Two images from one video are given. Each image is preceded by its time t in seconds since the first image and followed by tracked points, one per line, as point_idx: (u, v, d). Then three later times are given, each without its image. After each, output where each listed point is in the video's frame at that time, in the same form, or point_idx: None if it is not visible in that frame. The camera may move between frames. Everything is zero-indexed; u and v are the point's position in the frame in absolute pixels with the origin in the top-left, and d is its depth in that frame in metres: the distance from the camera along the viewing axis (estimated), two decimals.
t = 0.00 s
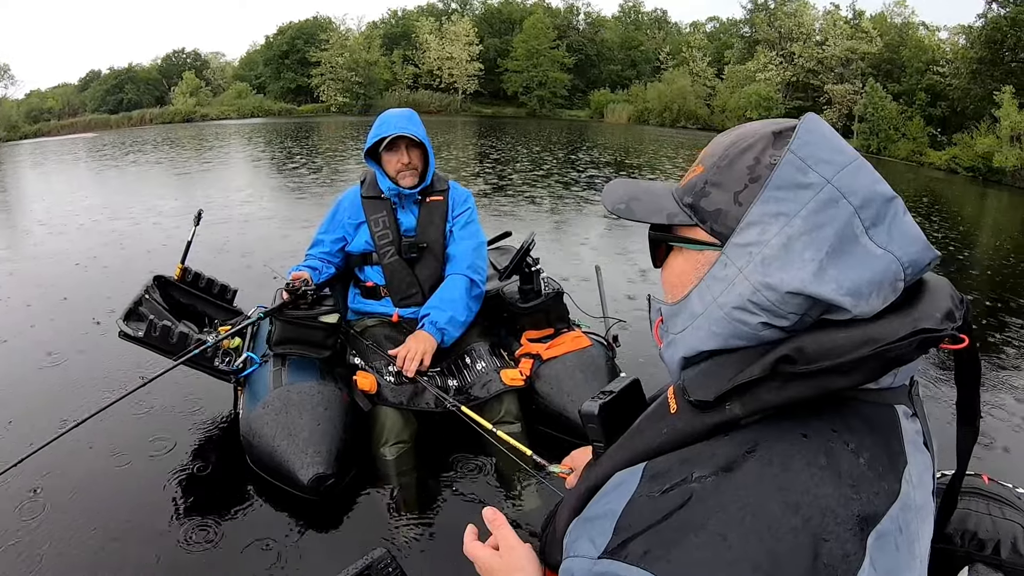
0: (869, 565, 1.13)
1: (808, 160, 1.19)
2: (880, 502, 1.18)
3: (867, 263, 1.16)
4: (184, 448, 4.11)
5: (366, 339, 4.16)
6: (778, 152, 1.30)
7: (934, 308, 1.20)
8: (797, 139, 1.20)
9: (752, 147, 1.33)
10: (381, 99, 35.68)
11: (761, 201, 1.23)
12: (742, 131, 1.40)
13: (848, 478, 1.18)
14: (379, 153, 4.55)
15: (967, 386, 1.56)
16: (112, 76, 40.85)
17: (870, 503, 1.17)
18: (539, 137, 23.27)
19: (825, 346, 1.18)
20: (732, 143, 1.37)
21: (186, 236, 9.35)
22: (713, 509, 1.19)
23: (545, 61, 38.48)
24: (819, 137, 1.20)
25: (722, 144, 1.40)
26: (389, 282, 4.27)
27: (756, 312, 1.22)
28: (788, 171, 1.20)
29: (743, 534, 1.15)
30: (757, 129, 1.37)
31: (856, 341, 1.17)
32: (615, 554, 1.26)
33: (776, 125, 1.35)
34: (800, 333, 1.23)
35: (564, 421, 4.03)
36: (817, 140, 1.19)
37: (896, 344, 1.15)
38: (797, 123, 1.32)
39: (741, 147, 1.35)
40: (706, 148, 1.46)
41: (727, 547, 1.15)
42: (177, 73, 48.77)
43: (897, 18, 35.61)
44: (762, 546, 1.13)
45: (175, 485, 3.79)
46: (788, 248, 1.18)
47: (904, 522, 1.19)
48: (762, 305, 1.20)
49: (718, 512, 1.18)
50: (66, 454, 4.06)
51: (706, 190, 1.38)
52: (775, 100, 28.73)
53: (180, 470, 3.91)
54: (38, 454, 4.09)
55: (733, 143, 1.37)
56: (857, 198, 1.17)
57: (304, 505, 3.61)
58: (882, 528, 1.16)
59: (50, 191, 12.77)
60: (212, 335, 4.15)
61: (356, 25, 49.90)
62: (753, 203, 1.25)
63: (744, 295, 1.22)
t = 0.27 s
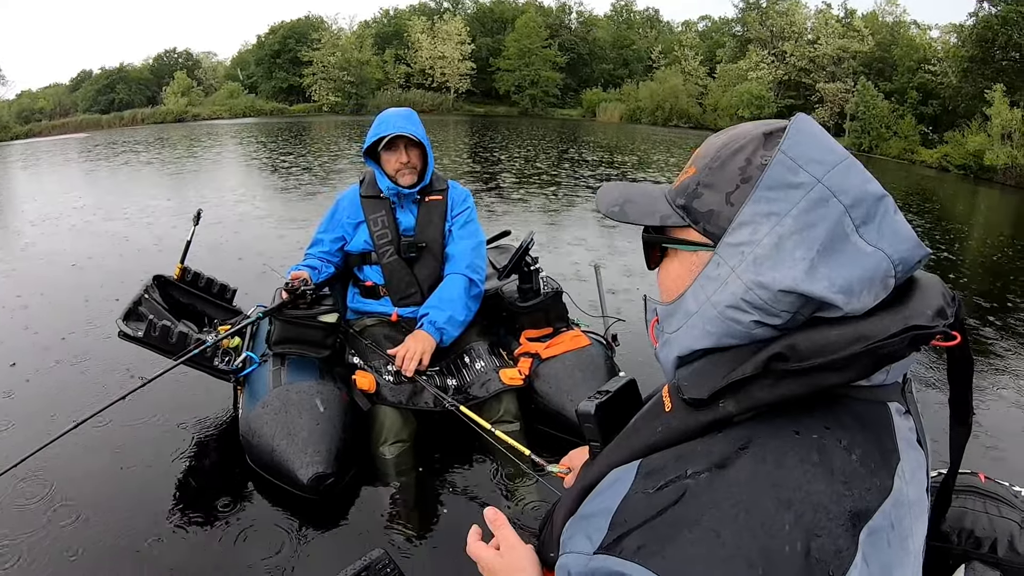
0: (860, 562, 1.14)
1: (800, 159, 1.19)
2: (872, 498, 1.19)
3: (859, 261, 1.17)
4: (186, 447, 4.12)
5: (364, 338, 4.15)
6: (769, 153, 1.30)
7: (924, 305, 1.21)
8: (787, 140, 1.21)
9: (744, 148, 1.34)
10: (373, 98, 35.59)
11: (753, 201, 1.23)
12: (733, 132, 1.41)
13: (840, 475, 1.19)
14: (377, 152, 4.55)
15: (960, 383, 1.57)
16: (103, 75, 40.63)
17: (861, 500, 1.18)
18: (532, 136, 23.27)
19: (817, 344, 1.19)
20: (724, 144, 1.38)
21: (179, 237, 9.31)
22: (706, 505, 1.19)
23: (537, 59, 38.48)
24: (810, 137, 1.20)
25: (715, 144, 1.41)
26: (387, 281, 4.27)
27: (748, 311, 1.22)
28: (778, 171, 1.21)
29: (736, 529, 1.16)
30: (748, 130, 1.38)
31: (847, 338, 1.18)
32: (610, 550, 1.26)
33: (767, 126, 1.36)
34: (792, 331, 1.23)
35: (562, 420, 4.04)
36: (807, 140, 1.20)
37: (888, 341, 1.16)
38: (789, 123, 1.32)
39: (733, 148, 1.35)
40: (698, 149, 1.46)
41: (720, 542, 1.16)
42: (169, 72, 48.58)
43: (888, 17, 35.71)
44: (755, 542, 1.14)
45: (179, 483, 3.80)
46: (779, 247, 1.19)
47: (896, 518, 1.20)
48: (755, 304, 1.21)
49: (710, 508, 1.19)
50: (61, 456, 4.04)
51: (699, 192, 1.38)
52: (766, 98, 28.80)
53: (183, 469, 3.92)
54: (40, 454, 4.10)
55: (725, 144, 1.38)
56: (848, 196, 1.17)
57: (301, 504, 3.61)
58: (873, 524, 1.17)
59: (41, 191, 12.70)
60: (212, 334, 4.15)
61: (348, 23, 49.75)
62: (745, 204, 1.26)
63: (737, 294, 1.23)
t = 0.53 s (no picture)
0: (861, 556, 1.14)
1: (796, 155, 1.19)
2: (873, 494, 1.19)
3: (858, 255, 1.17)
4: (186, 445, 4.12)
5: (365, 336, 4.15)
6: (765, 149, 1.30)
7: (923, 300, 1.22)
8: (782, 136, 1.21)
9: (739, 145, 1.34)
10: (366, 96, 35.49)
11: (749, 197, 1.23)
12: (727, 129, 1.41)
13: (841, 471, 1.18)
14: (378, 150, 4.55)
15: (960, 380, 1.57)
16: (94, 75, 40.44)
17: (863, 496, 1.18)
18: (526, 135, 23.25)
19: (816, 339, 1.19)
20: (719, 142, 1.37)
21: (174, 236, 9.30)
22: (707, 501, 1.19)
23: (530, 57, 38.47)
24: (805, 133, 1.21)
25: (710, 143, 1.40)
26: (388, 279, 4.26)
27: (747, 308, 1.22)
28: (775, 167, 1.21)
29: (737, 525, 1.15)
30: (742, 127, 1.38)
31: (846, 334, 1.18)
32: (611, 546, 1.25)
33: (762, 123, 1.36)
34: (792, 327, 1.23)
35: (563, 418, 4.04)
36: (802, 136, 1.21)
37: (887, 337, 1.16)
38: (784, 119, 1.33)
39: (728, 145, 1.35)
40: (694, 148, 1.46)
41: (722, 538, 1.15)
42: (161, 71, 48.38)
43: (881, 15, 35.69)
44: (756, 538, 1.14)
45: (179, 480, 3.80)
46: (777, 243, 1.18)
47: (897, 514, 1.20)
48: (753, 300, 1.21)
49: (712, 504, 1.18)
50: (60, 456, 4.03)
51: (695, 190, 1.38)
52: (760, 97, 28.77)
53: (184, 466, 3.93)
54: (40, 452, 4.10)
55: (720, 142, 1.38)
56: (844, 191, 1.17)
57: (301, 502, 3.61)
58: (874, 520, 1.17)
59: (34, 190, 12.64)
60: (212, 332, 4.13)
61: (341, 22, 49.64)
62: (742, 201, 1.25)
63: (735, 290, 1.23)
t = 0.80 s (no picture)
0: (850, 555, 1.14)
1: (777, 154, 1.20)
2: (863, 492, 1.19)
3: (842, 251, 1.18)
4: (184, 442, 4.13)
5: (364, 335, 4.13)
6: (746, 151, 1.31)
7: (911, 299, 1.22)
8: (762, 136, 1.22)
9: (720, 149, 1.35)
10: (360, 95, 35.46)
11: (733, 198, 1.24)
12: (709, 133, 1.42)
13: (829, 470, 1.19)
14: (378, 150, 4.55)
15: (952, 381, 1.58)
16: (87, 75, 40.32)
17: (851, 495, 1.19)
18: (520, 135, 23.25)
19: (805, 338, 1.20)
20: (701, 147, 1.39)
21: (168, 236, 9.28)
22: (696, 500, 1.20)
23: (524, 57, 38.49)
24: (785, 132, 1.22)
25: (693, 148, 1.42)
26: (387, 279, 4.27)
27: (735, 308, 1.22)
28: (756, 167, 1.21)
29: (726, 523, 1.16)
30: (724, 130, 1.39)
31: (834, 333, 1.18)
32: (601, 543, 1.26)
33: (742, 126, 1.37)
34: (780, 326, 1.23)
35: (561, 418, 4.04)
36: (783, 135, 1.22)
37: (874, 334, 1.17)
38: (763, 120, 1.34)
39: (709, 150, 1.37)
40: (676, 155, 1.48)
41: (711, 537, 1.16)
42: (154, 71, 48.24)
43: (873, 15, 35.83)
44: (745, 537, 1.14)
45: (177, 478, 3.81)
46: (762, 242, 1.19)
47: (887, 513, 1.20)
48: (741, 301, 1.21)
49: (701, 503, 1.19)
50: (55, 454, 4.02)
51: (680, 196, 1.39)
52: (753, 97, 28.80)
53: (181, 463, 3.93)
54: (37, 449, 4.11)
55: (701, 147, 1.39)
56: (826, 188, 1.18)
57: (296, 500, 3.61)
58: (863, 519, 1.18)
59: (27, 190, 12.61)
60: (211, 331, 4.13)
61: (335, 22, 49.61)
62: (725, 202, 1.26)
63: (722, 291, 1.23)
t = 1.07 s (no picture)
0: (862, 558, 1.14)
1: (784, 154, 1.20)
2: (873, 495, 1.19)
3: (851, 251, 1.18)
4: (185, 442, 4.13)
5: (365, 335, 4.14)
6: (752, 152, 1.31)
7: (922, 300, 1.22)
8: (769, 135, 1.22)
9: (726, 149, 1.34)
10: (353, 96, 35.42)
11: (741, 199, 1.23)
12: (712, 134, 1.41)
13: (840, 472, 1.19)
14: (379, 150, 4.55)
15: (958, 379, 1.58)
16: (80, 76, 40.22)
17: (863, 498, 1.18)
18: (514, 135, 23.26)
19: (817, 339, 1.20)
20: (705, 147, 1.38)
21: (163, 237, 9.26)
22: (706, 501, 1.20)
23: (517, 57, 38.52)
24: (791, 131, 1.22)
25: (697, 149, 1.41)
26: (388, 279, 4.26)
27: (746, 310, 1.22)
28: (763, 167, 1.21)
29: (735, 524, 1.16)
30: (728, 130, 1.38)
31: (846, 334, 1.18)
32: (608, 545, 1.26)
33: (746, 126, 1.37)
34: (790, 328, 1.23)
35: (562, 418, 4.04)
36: (789, 134, 1.21)
37: (888, 336, 1.16)
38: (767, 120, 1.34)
39: (714, 152, 1.36)
40: (680, 156, 1.47)
41: (721, 539, 1.16)
42: (147, 72, 48.17)
43: (866, 14, 35.94)
44: (755, 540, 1.14)
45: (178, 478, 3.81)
46: (771, 243, 1.19)
47: (897, 515, 1.20)
48: (751, 303, 1.21)
49: (710, 504, 1.19)
50: (54, 456, 4.01)
51: (686, 198, 1.38)
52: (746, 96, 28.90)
53: (182, 464, 3.93)
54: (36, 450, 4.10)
55: (706, 148, 1.39)
56: (834, 186, 1.18)
57: (300, 502, 3.61)
58: (875, 521, 1.18)
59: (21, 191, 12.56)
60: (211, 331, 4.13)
61: (328, 22, 49.55)
62: (733, 202, 1.26)
63: (733, 294, 1.23)
